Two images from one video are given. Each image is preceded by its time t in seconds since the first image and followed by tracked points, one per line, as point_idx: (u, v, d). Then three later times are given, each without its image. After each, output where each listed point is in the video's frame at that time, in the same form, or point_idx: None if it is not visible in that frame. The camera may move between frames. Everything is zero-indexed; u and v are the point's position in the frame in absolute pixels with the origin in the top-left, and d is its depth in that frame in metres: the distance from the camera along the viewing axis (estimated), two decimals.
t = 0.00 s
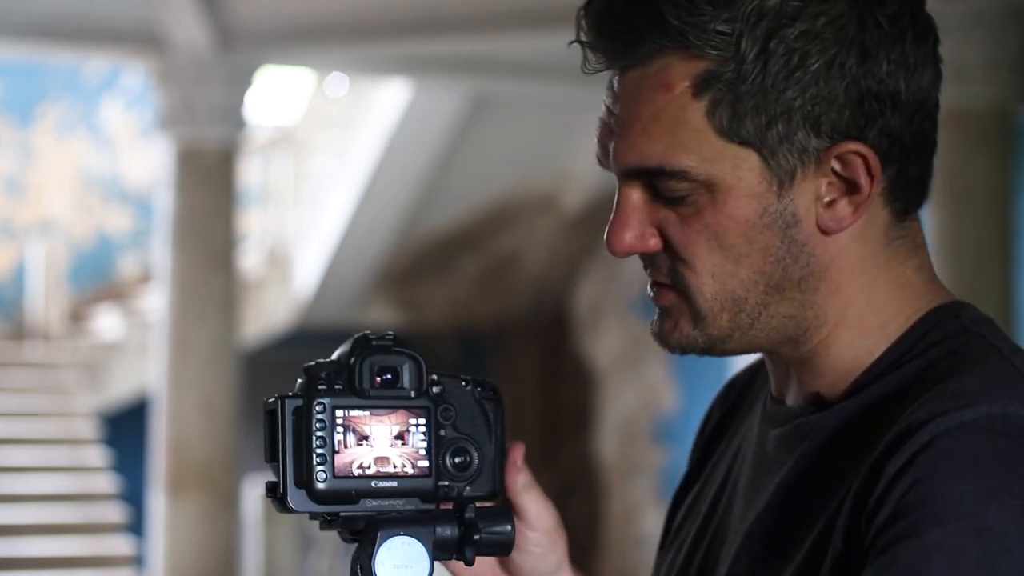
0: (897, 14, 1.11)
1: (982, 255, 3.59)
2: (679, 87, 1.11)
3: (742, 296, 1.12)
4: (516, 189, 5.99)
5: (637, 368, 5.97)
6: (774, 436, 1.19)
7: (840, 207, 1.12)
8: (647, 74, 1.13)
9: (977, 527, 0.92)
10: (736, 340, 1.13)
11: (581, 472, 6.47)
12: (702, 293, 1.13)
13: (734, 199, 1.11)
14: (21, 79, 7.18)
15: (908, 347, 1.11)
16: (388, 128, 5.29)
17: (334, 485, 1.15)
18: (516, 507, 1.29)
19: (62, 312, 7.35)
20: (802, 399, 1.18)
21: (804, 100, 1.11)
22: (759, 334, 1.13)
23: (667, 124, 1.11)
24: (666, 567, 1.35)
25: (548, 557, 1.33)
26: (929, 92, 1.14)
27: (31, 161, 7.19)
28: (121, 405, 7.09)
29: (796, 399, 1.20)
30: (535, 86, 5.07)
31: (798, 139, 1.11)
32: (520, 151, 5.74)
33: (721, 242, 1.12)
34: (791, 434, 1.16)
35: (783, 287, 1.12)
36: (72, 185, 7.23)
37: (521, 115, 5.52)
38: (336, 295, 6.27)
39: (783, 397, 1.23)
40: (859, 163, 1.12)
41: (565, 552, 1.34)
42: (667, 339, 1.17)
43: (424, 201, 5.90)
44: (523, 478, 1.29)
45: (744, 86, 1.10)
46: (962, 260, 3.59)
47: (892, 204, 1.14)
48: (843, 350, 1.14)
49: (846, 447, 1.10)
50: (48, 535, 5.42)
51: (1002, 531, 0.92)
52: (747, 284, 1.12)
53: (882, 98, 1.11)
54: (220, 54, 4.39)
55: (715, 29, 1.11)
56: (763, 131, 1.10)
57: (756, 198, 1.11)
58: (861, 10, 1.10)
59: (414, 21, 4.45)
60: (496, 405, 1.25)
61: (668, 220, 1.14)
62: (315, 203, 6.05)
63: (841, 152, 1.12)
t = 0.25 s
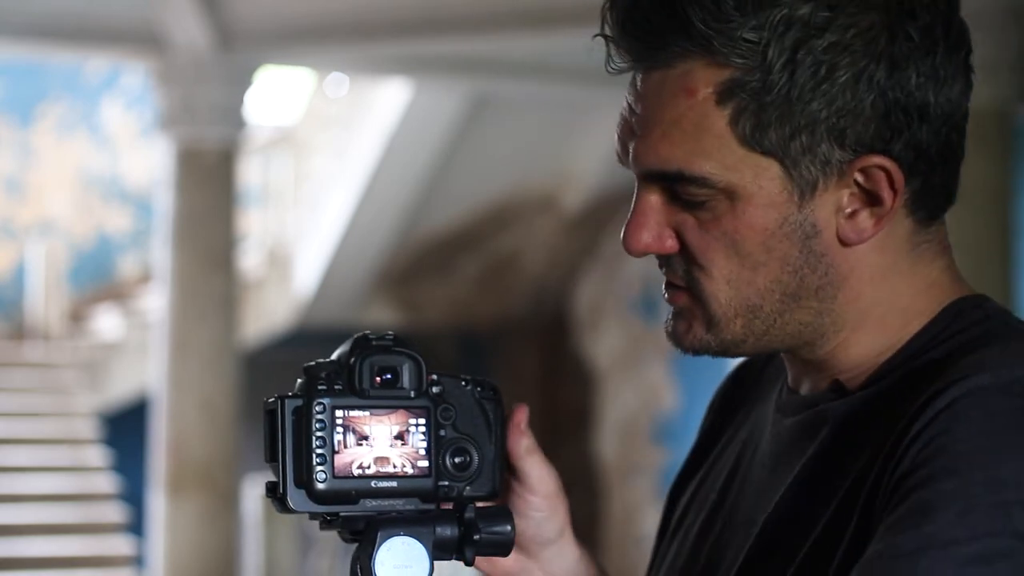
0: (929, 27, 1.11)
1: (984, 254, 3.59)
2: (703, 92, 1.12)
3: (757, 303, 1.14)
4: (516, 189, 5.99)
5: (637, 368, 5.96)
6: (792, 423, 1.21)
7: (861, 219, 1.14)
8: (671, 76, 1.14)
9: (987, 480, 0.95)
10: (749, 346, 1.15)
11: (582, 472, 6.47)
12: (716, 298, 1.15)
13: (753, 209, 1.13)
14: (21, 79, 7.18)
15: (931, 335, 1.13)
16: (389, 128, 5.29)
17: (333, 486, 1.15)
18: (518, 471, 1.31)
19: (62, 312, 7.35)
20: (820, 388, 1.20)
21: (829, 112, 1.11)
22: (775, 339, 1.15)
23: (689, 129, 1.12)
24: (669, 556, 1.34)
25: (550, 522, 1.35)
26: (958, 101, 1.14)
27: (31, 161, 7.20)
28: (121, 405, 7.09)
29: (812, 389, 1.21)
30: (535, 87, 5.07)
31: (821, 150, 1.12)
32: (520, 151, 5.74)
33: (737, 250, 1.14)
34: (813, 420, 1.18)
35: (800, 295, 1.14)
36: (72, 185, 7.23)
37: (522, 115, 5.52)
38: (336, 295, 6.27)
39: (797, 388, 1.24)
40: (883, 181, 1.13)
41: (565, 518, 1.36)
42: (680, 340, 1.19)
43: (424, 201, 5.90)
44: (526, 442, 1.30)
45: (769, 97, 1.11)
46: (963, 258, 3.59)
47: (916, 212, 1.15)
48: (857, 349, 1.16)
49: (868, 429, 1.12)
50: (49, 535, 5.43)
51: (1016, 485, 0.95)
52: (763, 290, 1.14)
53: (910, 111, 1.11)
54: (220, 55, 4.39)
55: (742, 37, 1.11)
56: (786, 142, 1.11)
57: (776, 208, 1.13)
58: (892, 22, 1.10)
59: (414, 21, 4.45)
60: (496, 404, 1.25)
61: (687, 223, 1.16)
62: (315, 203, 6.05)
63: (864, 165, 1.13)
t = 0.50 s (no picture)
0: (948, 39, 1.06)
1: (983, 250, 3.59)
2: (712, 101, 1.08)
3: (770, 308, 1.11)
4: (516, 188, 5.99)
5: (637, 368, 5.96)
6: (797, 421, 1.18)
7: (872, 229, 1.10)
8: (680, 82, 1.10)
9: (972, 486, 0.89)
10: (765, 352, 1.12)
11: (581, 472, 6.46)
12: (730, 304, 1.12)
13: (761, 218, 1.09)
14: (21, 79, 7.18)
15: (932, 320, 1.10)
16: (389, 128, 5.29)
17: (334, 485, 1.15)
18: (514, 473, 1.29)
19: (62, 312, 7.35)
20: (825, 384, 1.17)
21: (842, 124, 1.07)
22: (788, 347, 1.12)
23: (698, 138, 1.09)
24: (671, 553, 1.33)
25: (536, 527, 1.32)
26: (976, 111, 1.10)
27: (31, 161, 7.20)
28: (120, 405, 7.09)
29: (818, 382, 1.18)
30: (534, 86, 5.07)
31: (832, 162, 1.08)
32: (520, 151, 5.73)
33: (747, 258, 1.10)
34: (818, 420, 1.15)
35: (809, 302, 1.11)
36: (72, 185, 7.22)
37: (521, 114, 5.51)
38: (336, 294, 6.27)
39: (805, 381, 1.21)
40: (896, 190, 1.09)
41: (552, 525, 1.33)
42: (700, 346, 1.16)
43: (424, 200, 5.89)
44: (523, 446, 1.28)
45: (779, 108, 1.07)
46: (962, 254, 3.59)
47: (927, 223, 1.11)
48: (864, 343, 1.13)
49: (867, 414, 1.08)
50: (48, 535, 5.43)
51: (999, 489, 0.89)
52: (774, 298, 1.11)
53: (924, 123, 1.07)
54: (220, 55, 4.39)
55: (754, 47, 1.07)
56: (796, 152, 1.08)
57: (785, 218, 1.09)
58: (910, 33, 1.06)
59: (414, 21, 4.45)
60: (497, 404, 1.25)
61: (695, 230, 1.12)
62: (315, 203, 6.05)
63: (877, 177, 1.09)
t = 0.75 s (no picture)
0: (928, 37, 1.06)
1: (981, 251, 3.60)
2: (691, 103, 1.09)
3: (753, 312, 1.11)
4: (515, 188, 5.99)
5: (636, 368, 5.96)
6: (795, 423, 1.19)
7: (857, 229, 1.09)
8: (659, 85, 1.11)
9: (960, 498, 0.89)
10: (749, 354, 1.12)
11: (581, 472, 6.46)
12: (713, 308, 1.13)
13: (744, 220, 1.10)
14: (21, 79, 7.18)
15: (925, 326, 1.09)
16: (388, 129, 5.29)
17: (334, 485, 1.16)
18: (513, 475, 1.30)
19: (62, 312, 7.43)
20: (817, 388, 1.18)
21: (822, 124, 1.07)
22: (773, 348, 1.12)
23: (678, 141, 1.10)
24: (673, 552, 1.34)
25: (533, 529, 1.33)
26: (960, 108, 1.09)
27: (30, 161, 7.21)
28: (120, 404, 7.10)
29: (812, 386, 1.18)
30: (534, 87, 5.07)
31: (813, 162, 1.08)
32: (519, 151, 5.74)
33: (730, 260, 1.11)
34: (812, 423, 1.15)
35: (795, 304, 1.11)
36: (72, 184, 7.21)
37: (521, 114, 5.51)
38: (336, 294, 6.28)
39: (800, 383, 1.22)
40: (880, 191, 1.08)
41: (547, 528, 1.34)
42: (683, 344, 1.17)
43: (424, 200, 5.89)
44: (518, 448, 1.28)
45: (758, 109, 1.07)
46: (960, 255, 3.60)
47: (915, 222, 1.11)
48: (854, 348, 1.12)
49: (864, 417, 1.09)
50: (48, 535, 5.43)
51: (985, 500, 0.89)
52: (758, 300, 1.11)
53: (906, 122, 1.07)
54: (221, 55, 4.39)
55: (731, 49, 1.07)
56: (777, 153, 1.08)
57: (767, 220, 1.10)
58: (888, 32, 1.05)
59: (415, 21, 4.46)
60: (496, 403, 1.26)
61: (679, 234, 1.14)
62: (314, 203, 6.06)
63: (860, 177, 1.08)
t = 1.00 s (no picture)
0: (901, 36, 1.07)
1: (982, 253, 3.59)
2: (668, 111, 1.10)
3: (740, 317, 1.12)
4: (515, 189, 5.99)
5: (636, 369, 5.97)
6: (788, 427, 1.19)
7: (840, 231, 1.11)
8: (636, 94, 1.12)
9: (956, 520, 0.89)
10: (738, 358, 1.13)
11: (581, 472, 6.46)
12: (700, 315, 1.14)
13: (726, 226, 1.11)
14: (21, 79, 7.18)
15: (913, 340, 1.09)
16: (388, 129, 5.29)
17: (335, 485, 1.16)
18: (514, 478, 1.29)
19: (61, 312, 7.42)
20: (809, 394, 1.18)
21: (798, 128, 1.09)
22: (762, 351, 1.12)
23: (657, 149, 1.11)
24: (673, 554, 1.34)
25: (532, 530, 1.33)
26: (939, 107, 1.10)
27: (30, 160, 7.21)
28: (120, 405, 7.10)
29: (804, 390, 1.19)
30: (534, 86, 5.07)
31: (793, 166, 1.10)
32: (519, 151, 5.74)
33: (715, 266, 1.12)
34: (805, 426, 1.16)
35: (782, 309, 1.12)
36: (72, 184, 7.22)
37: (521, 115, 5.51)
38: (336, 294, 6.28)
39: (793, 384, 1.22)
40: (861, 196, 1.10)
41: (547, 528, 1.34)
42: (671, 351, 1.18)
43: (424, 201, 5.90)
44: (520, 449, 1.27)
45: (733, 115, 1.09)
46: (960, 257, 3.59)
47: (901, 221, 1.12)
48: (846, 353, 1.13)
49: (860, 428, 1.09)
50: (48, 535, 5.43)
51: (982, 521, 0.89)
52: (744, 306, 1.12)
53: (884, 122, 1.08)
54: (221, 56, 4.39)
55: (704, 56, 1.09)
56: (755, 158, 1.10)
57: (749, 225, 1.11)
58: (860, 34, 1.07)
59: (415, 22, 4.46)
60: (498, 403, 1.26)
61: (664, 241, 1.15)
62: (314, 203, 6.06)
63: (840, 179, 1.10)
